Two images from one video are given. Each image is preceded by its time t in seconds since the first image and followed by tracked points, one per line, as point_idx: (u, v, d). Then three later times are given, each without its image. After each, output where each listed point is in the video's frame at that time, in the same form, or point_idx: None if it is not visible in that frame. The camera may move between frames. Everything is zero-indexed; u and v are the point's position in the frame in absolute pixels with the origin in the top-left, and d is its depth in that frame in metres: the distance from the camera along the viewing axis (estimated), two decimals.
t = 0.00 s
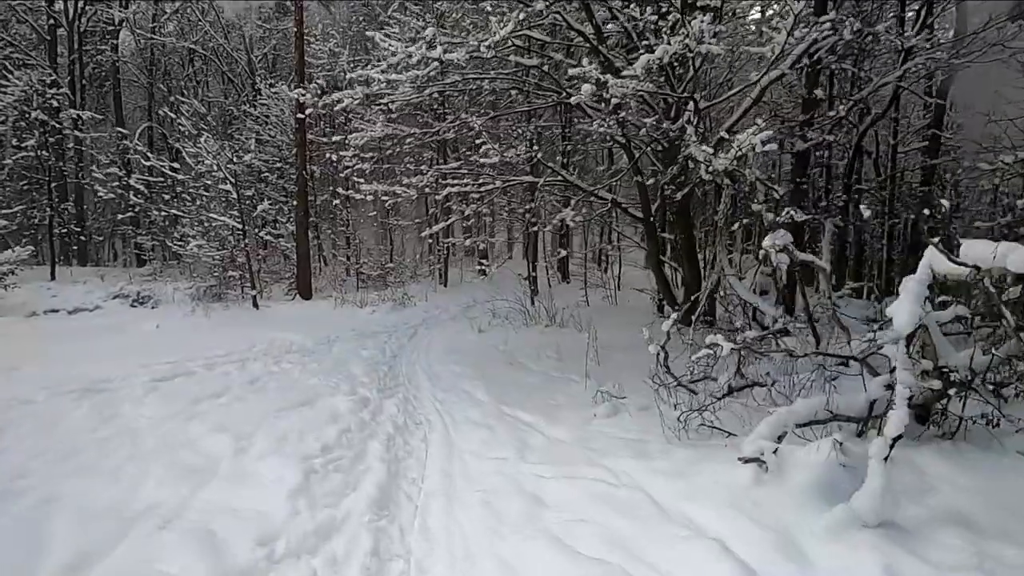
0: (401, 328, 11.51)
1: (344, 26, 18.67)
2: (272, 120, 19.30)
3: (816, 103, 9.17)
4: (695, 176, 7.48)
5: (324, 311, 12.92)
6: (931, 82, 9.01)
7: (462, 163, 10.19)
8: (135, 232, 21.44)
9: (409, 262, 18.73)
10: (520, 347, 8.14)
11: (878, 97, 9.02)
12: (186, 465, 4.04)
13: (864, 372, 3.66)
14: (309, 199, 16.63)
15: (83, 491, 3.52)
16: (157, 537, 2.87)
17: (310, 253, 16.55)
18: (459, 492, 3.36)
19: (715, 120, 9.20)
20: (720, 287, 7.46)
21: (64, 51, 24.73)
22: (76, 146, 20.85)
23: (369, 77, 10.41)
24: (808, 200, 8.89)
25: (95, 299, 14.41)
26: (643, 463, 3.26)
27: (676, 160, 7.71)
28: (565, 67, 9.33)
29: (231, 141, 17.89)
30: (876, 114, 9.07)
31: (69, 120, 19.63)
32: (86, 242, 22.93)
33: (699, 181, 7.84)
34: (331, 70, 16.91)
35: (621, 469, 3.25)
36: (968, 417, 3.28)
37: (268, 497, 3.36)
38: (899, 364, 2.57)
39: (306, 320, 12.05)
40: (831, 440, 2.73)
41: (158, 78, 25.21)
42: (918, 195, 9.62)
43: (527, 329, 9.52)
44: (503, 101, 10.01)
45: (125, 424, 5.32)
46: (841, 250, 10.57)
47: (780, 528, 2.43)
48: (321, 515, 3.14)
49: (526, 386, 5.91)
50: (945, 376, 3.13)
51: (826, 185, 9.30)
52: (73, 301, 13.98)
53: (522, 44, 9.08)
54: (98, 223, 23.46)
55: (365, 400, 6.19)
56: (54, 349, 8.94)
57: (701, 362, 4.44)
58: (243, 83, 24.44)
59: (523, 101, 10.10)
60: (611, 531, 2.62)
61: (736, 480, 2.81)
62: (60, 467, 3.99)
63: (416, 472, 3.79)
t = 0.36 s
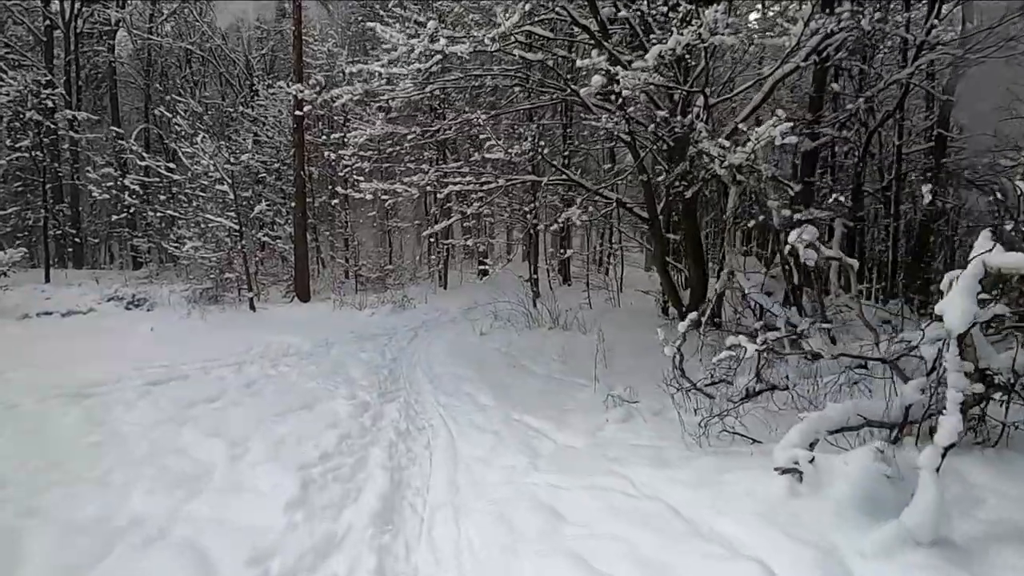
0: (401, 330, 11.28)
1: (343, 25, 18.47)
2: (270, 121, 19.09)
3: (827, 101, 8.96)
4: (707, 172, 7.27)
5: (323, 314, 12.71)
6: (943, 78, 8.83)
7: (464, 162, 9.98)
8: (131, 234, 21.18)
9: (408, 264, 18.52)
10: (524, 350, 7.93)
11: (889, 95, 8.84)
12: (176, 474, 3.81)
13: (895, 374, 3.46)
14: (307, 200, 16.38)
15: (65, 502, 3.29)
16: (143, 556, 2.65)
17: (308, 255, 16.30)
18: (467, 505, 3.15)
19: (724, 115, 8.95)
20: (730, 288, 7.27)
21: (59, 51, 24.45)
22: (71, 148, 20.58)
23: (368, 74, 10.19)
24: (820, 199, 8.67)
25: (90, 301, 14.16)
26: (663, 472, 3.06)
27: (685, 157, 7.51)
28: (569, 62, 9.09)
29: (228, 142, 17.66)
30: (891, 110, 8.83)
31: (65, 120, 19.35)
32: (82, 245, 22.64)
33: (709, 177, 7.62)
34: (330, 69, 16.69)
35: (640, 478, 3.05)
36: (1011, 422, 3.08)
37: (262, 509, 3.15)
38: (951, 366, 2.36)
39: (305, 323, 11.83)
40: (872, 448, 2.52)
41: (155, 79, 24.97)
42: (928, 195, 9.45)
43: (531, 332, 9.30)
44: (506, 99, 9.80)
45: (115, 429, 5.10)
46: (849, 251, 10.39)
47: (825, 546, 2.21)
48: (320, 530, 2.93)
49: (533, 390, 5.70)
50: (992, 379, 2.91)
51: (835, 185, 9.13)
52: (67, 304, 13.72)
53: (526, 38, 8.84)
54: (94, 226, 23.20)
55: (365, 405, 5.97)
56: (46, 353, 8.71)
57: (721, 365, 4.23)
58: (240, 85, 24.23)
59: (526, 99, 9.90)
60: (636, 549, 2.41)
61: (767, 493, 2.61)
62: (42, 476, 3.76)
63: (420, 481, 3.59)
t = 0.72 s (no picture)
0: (395, 333, 11.05)
1: (336, 25, 18.26)
2: (262, 122, 18.83)
3: (829, 98, 8.79)
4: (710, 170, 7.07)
5: (316, 317, 12.46)
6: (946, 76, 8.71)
7: (459, 161, 9.77)
8: (121, 237, 20.84)
9: (403, 266, 18.29)
10: (522, 353, 7.72)
11: (893, 91, 8.67)
12: (154, 487, 3.58)
13: (917, 380, 3.28)
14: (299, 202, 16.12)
15: (30, 520, 3.04)
16: None
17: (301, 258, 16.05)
18: (464, 522, 2.96)
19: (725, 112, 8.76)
20: (734, 289, 7.09)
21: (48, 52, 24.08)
22: (60, 149, 20.23)
23: (361, 72, 9.95)
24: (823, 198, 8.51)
25: (78, 305, 13.85)
26: (676, 485, 2.86)
27: (689, 154, 7.31)
28: (567, 58, 8.89)
29: (220, 143, 17.38)
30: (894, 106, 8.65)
31: (53, 122, 19.01)
32: (71, 248, 22.26)
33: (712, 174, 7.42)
34: (322, 68, 16.47)
35: (651, 491, 2.86)
36: None
37: (243, 530, 2.92)
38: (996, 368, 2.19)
39: (297, 326, 11.59)
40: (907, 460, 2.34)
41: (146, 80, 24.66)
42: (929, 194, 9.33)
43: (528, 335, 9.10)
44: (502, 96, 9.59)
45: (95, 437, 4.87)
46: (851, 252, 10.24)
47: (862, 567, 2.02)
48: (305, 552, 2.72)
49: (532, 395, 5.49)
50: None
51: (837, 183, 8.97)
52: (54, 308, 13.40)
53: (522, 34, 8.63)
54: (84, 230, 22.83)
55: (358, 411, 5.74)
56: (28, 358, 8.44)
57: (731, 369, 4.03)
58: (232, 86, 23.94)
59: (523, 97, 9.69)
60: (652, 573, 2.21)
61: (793, 510, 2.40)
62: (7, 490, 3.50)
63: (414, 495, 3.40)
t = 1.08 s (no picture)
0: (389, 335, 10.83)
1: (327, 21, 17.96)
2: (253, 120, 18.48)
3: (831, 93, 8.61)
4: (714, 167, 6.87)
5: (308, 319, 12.20)
6: (950, 72, 8.44)
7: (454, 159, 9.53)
8: (109, 237, 20.43)
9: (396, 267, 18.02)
10: (520, 355, 7.53)
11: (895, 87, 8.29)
12: (134, 502, 3.40)
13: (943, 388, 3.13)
14: (291, 201, 15.83)
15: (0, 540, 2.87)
16: None
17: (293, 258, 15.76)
18: (461, 543, 2.82)
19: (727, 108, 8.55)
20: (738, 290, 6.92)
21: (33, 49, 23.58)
22: (46, 148, 19.80)
23: (354, 67, 9.68)
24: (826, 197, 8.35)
25: (64, 307, 13.51)
26: (693, 503, 2.68)
27: (691, 149, 7.09)
28: (565, 53, 8.65)
29: (209, 141, 17.04)
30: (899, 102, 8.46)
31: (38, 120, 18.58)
32: (58, 249, 21.82)
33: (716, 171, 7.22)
34: (314, 65, 16.17)
35: (664, 510, 2.70)
36: None
37: (227, 552, 2.81)
38: None
39: (289, 328, 11.35)
40: (947, 477, 2.17)
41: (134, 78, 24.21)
42: (930, 193, 9.18)
43: (525, 336, 8.90)
44: (498, 92, 9.35)
45: (75, 445, 4.68)
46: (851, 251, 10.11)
47: None
48: None
49: (532, 399, 5.30)
50: None
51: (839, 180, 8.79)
52: (39, 310, 13.06)
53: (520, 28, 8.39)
54: (71, 230, 22.40)
55: (351, 417, 5.54)
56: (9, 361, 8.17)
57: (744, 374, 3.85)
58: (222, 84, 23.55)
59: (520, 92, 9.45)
60: None
61: (823, 533, 2.23)
62: None
63: (409, 511, 3.28)
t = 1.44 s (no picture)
0: (380, 334, 10.60)
1: (317, 16, 17.62)
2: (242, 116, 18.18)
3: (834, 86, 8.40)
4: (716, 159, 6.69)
5: (298, 318, 11.94)
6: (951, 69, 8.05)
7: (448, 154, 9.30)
8: (95, 236, 20.01)
9: (388, 265, 17.73)
10: (516, 353, 7.32)
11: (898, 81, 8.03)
12: (110, 508, 3.21)
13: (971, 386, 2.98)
14: (280, 198, 15.49)
15: None
16: None
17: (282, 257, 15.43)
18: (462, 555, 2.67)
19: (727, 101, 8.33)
20: (740, 287, 6.75)
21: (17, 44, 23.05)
22: (29, 145, 19.35)
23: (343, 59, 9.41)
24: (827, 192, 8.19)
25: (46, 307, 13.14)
26: (714, 507, 2.56)
27: (691, 141, 6.86)
28: (562, 43, 8.41)
29: (197, 138, 16.66)
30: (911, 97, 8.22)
31: (20, 115, 18.12)
32: (43, 248, 21.36)
33: (717, 164, 7.04)
34: (304, 59, 15.82)
35: (681, 514, 2.59)
36: None
37: (209, 563, 2.64)
38: None
39: (278, 326, 11.09)
40: (992, 479, 2.01)
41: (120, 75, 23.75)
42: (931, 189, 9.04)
43: (520, 334, 8.69)
44: (493, 85, 9.10)
45: (49, 447, 4.45)
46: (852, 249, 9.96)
47: None
48: None
49: (530, 397, 5.10)
50: None
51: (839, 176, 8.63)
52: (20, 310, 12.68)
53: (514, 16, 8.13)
54: (56, 229, 21.95)
55: (342, 417, 5.33)
56: None
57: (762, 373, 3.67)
58: (210, 80, 23.13)
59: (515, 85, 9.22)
60: None
61: (863, 537, 2.07)
62: None
63: (404, 518, 3.11)
